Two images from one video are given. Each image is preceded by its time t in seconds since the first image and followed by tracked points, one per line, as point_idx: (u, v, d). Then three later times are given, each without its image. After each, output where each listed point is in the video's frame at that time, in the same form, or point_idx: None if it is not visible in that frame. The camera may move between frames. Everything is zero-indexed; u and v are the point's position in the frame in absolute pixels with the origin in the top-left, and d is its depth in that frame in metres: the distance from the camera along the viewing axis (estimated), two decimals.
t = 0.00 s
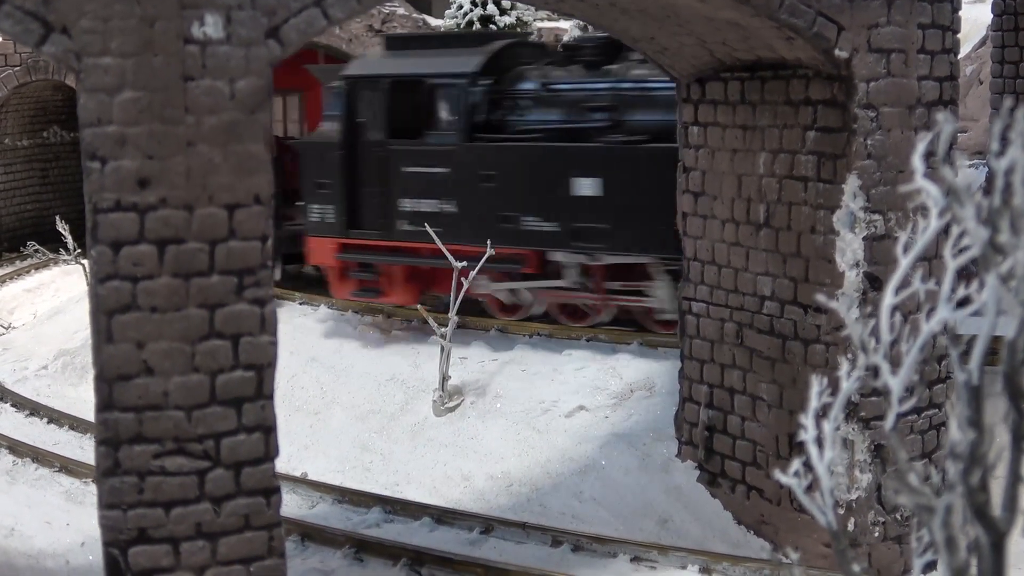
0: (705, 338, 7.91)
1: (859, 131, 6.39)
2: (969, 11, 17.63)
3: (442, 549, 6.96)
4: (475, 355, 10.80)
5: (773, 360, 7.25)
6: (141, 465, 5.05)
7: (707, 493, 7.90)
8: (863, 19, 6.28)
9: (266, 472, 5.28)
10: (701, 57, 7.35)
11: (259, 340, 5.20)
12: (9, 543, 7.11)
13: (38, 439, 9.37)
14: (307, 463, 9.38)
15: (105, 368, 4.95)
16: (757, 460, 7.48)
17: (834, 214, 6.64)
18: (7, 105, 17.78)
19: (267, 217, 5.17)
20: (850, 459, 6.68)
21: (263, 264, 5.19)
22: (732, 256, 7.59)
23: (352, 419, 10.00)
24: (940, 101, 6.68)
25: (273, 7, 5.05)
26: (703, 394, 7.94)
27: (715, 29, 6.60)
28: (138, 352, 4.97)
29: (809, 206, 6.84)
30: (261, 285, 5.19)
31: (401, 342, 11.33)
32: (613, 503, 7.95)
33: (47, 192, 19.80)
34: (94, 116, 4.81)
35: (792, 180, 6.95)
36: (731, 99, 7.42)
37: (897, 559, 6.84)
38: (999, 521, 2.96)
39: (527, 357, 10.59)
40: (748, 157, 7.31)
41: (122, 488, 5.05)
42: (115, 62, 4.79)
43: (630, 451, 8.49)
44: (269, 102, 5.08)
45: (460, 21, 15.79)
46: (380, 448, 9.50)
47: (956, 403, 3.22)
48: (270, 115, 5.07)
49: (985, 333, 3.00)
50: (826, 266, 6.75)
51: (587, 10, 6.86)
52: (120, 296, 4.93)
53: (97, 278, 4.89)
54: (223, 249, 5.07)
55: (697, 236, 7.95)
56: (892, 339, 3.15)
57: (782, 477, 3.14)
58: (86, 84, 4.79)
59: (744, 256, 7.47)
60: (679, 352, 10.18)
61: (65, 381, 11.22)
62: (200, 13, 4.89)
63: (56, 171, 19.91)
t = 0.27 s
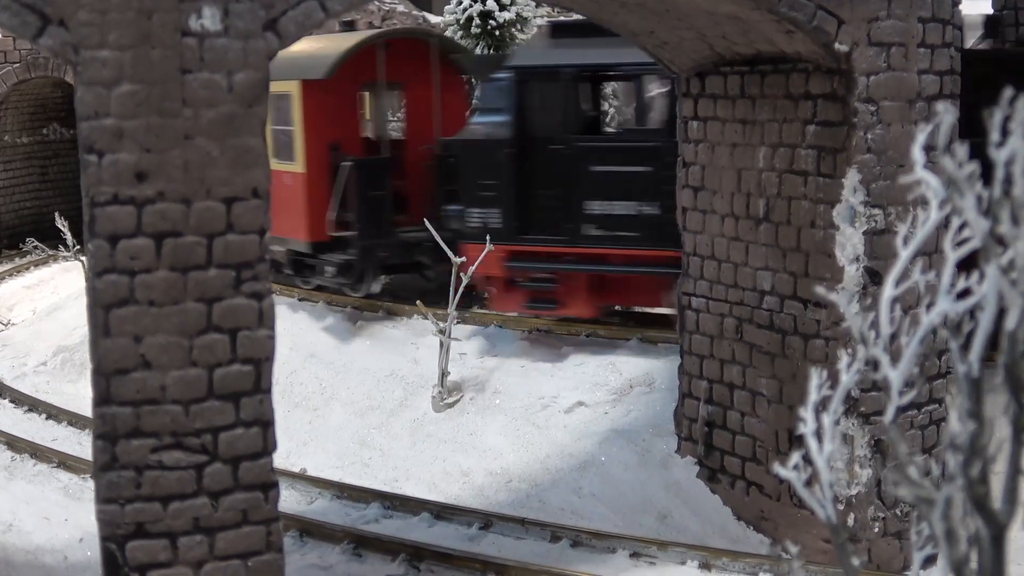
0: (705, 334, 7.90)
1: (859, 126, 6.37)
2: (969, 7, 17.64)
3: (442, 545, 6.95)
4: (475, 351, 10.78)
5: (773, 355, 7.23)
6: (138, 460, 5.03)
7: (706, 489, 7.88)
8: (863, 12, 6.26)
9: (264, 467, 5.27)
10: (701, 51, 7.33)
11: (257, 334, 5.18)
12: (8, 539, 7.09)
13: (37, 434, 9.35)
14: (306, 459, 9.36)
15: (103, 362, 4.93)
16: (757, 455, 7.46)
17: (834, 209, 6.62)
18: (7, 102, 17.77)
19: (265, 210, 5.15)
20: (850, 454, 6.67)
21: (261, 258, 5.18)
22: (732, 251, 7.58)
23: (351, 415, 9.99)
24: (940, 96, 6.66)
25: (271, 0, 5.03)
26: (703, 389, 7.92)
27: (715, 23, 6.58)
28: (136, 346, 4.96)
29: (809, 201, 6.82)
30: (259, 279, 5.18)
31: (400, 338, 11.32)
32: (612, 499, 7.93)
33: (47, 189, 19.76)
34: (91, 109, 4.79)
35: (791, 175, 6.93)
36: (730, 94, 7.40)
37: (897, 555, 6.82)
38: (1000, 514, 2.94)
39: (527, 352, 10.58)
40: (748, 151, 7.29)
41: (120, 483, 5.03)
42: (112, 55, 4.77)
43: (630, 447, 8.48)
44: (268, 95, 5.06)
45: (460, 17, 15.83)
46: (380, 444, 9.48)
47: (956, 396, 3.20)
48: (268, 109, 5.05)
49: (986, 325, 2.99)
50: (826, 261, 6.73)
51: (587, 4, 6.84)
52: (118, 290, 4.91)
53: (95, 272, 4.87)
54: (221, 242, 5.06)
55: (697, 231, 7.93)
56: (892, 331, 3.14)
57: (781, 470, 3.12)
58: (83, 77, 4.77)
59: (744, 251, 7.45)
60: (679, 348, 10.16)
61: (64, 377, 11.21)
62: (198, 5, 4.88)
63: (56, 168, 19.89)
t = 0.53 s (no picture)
0: (706, 334, 7.89)
1: (860, 125, 6.37)
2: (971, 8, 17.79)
3: (442, 545, 6.94)
4: (475, 350, 10.76)
5: (774, 355, 7.22)
6: (139, 460, 5.02)
7: (707, 490, 7.87)
8: (864, 12, 6.25)
9: (265, 467, 5.26)
10: (702, 51, 7.32)
11: (258, 334, 5.17)
12: (7, 539, 7.08)
13: (37, 434, 9.35)
14: (307, 459, 9.35)
15: (103, 363, 4.92)
16: (758, 456, 7.45)
17: (835, 209, 6.60)
18: (7, 101, 17.74)
19: (266, 210, 5.14)
20: (851, 454, 6.65)
21: (262, 258, 5.17)
22: (733, 251, 7.57)
23: (352, 415, 9.98)
24: (941, 95, 6.65)
25: None
26: (703, 389, 7.92)
27: (716, 23, 6.57)
28: (136, 347, 4.95)
29: (810, 201, 6.81)
30: (260, 280, 5.17)
31: (401, 338, 11.31)
32: (613, 499, 7.92)
33: (47, 188, 19.74)
34: (91, 109, 4.77)
35: (793, 174, 6.92)
36: (731, 93, 7.39)
37: (898, 556, 6.81)
38: (1003, 516, 2.93)
39: (528, 352, 10.57)
40: (749, 151, 7.28)
41: (120, 484, 5.02)
42: (112, 55, 4.76)
43: (631, 447, 8.47)
44: (268, 95, 5.05)
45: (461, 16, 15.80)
46: (380, 443, 9.47)
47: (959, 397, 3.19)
48: (269, 109, 5.04)
49: (989, 326, 2.97)
50: (827, 261, 6.71)
51: (588, 3, 6.82)
52: (118, 291, 4.90)
53: (95, 272, 4.86)
54: (222, 243, 5.05)
55: (698, 231, 7.93)
56: (894, 332, 3.13)
57: (783, 471, 3.12)
58: (83, 77, 4.76)
59: (745, 251, 7.45)
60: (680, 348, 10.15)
61: (64, 377, 11.20)
62: (198, 5, 4.87)
63: (57, 167, 19.87)
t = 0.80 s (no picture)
0: (706, 334, 7.89)
1: (860, 126, 6.36)
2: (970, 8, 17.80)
3: (442, 545, 6.94)
4: (475, 351, 10.78)
5: (774, 356, 7.22)
6: (139, 462, 5.02)
7: (707, 490, 7.87)
8: (863, 12, 6.25)
9: (265, 469, 5.26)
10: (701, 51, 7.32)
11: (258, 335, 5.17)
12: (7, 540, 7.08)
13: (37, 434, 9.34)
14: (307, 459, 9.35)
15: (102, 364, 4.92)
16: (758, 456, 7.45)
17: (835, 209, 6.59)
18: (7, 100, 17.72)
19: (265, 211, 5.14)
20: (851, 455, 6.65)
21: (262, 259, 5.16)
22: (733, 251, 7.57)
23: (351, 416, 9.97)
24: (941, 95, 6.64)
25: (271, 1, 5.02)
26: (703, 389, 7.92)
27: (716, 23, 6.56)
28: (136, 348, 4.94)
29: (810, 201, 6.80)
30: (259, 281, 5.16)
31: (400, 338, 11.32)
32: (612, 499, 7.93)
33: (46, 187, 19.71)
34: (91, 110, 4.77)
35: (792, 175, 6.92)
36: (731, 94, 7.39)
37: (899, 556, 6.81)
38: (1004, 518, 2.92)
39: (527, 352, 10.58)
40: (749, 151, 7.28)
41: (120, 485, 5.02)
42: (111, 56, 4.76)
43: (630, 448, 8.47)
44: (268, 96, 5.04)
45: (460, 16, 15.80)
46: (380, 444, 9.47)
47: (959, 399, 3.18)
48: (269, 109, 5.04)
49: (989, 327, 2.96)
50: (827, 261, 6.71)
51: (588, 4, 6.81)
52: (117, 292, 4.90)
53: (95, 273, 4.86)
54: (221, 244, 5.04)
55: (698, 231, 7.93)
56: (894, 334, 3.13)
57: (783, 473, 3.11)
58: (83, 78, 4.75)
59: (745, 251, 7.45)
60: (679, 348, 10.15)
61: (64, 377, 11.20)
62: (198, 6, 4.87)
63: (57, 166, 19.85)
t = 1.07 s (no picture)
0: (704, 335, 7.90)
1: (858, 127, 6.36)
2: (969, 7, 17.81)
3: (440, 547, 6.94)
4: (474, 351, 10.78)
5: (772, 357, 7.22)
6: (137, 464, 5.02)
7: (706, 491, 7.87)
8: (861, 14, 6.24)
9: (263, 471, 5.25)
10: (699, 52, 7.31)
11: (256, 337, 5.17)
12: (5, 541, 7.09)
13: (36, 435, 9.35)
14: (305, 460, 9.35)
15: (100, 366, 4.92)
16: (756, 457, 7.45)
17: (833, 211, 6.59)
18: (6, 100, 17.72)
19: (263, 214, 5.13)
20: (850, 456, 6.65)
21: (260, 262, 5.16)
22: (731, 252, 7.57)
23: (350, 417, 9.98)
24: (939, 97, 6.64)
25: (269, 3, 5.02)
26: (702, 390, 7.92)
27: (714, 24, 6.56)
28: (133, 350, 4.95)
29: (808, 202, 6.80)
30: (257, 283, 5.16)
31: (400, 339, 11.32)
32: (611, 500, 7.93)
33: (45, 188, 19.71)
34: (88, 113, 4.77)
35: (791, 176, 6.92)
36: (729, 95, 7.39)
37: (897, 557, 6.81)
38: (1001, 521, 2.92)
39: (526, 353, 10.58)
40: (747, 152, 7.28)
41: (118, 487, 5.02)
42: (109, 58, 4.76)
43: (629, 449, 8.48)
44: (266, 98, 5.04)
45: (459, 16, 15.80)
46: (378, 445, 9.48)
47: (956, 402, 3.18)
48: (266, 112, 5.04)
49: (986, 330, 2.96)
50: (826, 262, 6.71)
51: (585, 6, 6.81)
52: (115, 294, 4.90)
53: (93, 276, 4.87)
54: (219, 246, 5.04)
55: (696, 232, 7.93)
56: (891, 336, 3.13)
57: (780, 476, 3.11)
58: (80, 80, 4.75)
59: (743, 252, 7.45)
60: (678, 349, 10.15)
61: (63, 378, 11.21)
62: (196, 9, 4.87)
63: (56, 167, 19.85)
